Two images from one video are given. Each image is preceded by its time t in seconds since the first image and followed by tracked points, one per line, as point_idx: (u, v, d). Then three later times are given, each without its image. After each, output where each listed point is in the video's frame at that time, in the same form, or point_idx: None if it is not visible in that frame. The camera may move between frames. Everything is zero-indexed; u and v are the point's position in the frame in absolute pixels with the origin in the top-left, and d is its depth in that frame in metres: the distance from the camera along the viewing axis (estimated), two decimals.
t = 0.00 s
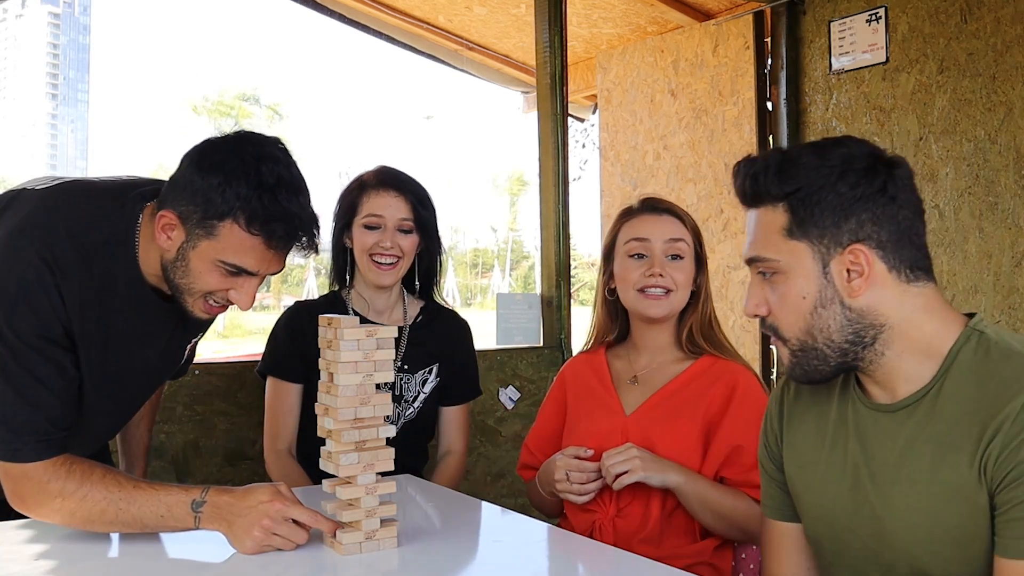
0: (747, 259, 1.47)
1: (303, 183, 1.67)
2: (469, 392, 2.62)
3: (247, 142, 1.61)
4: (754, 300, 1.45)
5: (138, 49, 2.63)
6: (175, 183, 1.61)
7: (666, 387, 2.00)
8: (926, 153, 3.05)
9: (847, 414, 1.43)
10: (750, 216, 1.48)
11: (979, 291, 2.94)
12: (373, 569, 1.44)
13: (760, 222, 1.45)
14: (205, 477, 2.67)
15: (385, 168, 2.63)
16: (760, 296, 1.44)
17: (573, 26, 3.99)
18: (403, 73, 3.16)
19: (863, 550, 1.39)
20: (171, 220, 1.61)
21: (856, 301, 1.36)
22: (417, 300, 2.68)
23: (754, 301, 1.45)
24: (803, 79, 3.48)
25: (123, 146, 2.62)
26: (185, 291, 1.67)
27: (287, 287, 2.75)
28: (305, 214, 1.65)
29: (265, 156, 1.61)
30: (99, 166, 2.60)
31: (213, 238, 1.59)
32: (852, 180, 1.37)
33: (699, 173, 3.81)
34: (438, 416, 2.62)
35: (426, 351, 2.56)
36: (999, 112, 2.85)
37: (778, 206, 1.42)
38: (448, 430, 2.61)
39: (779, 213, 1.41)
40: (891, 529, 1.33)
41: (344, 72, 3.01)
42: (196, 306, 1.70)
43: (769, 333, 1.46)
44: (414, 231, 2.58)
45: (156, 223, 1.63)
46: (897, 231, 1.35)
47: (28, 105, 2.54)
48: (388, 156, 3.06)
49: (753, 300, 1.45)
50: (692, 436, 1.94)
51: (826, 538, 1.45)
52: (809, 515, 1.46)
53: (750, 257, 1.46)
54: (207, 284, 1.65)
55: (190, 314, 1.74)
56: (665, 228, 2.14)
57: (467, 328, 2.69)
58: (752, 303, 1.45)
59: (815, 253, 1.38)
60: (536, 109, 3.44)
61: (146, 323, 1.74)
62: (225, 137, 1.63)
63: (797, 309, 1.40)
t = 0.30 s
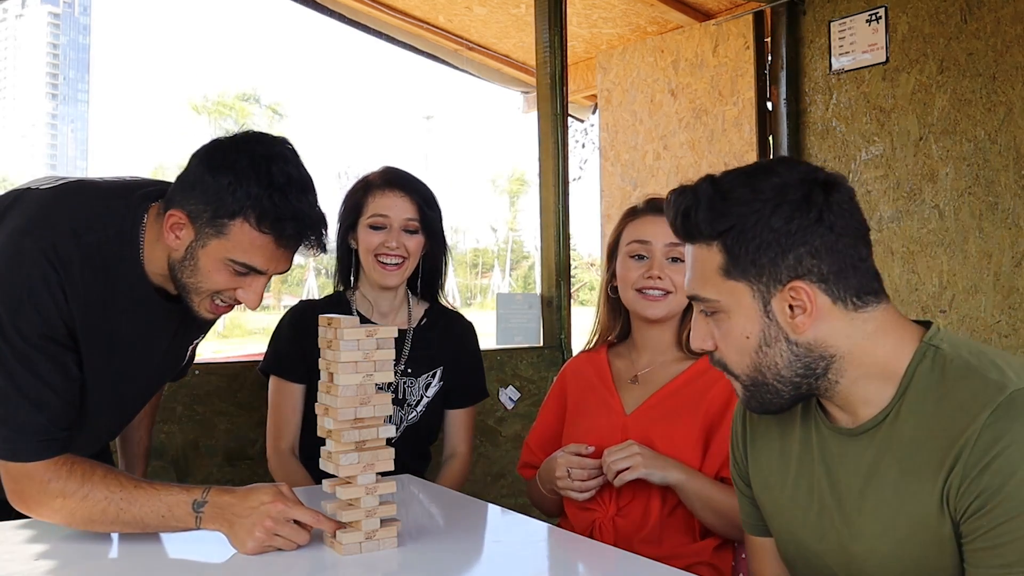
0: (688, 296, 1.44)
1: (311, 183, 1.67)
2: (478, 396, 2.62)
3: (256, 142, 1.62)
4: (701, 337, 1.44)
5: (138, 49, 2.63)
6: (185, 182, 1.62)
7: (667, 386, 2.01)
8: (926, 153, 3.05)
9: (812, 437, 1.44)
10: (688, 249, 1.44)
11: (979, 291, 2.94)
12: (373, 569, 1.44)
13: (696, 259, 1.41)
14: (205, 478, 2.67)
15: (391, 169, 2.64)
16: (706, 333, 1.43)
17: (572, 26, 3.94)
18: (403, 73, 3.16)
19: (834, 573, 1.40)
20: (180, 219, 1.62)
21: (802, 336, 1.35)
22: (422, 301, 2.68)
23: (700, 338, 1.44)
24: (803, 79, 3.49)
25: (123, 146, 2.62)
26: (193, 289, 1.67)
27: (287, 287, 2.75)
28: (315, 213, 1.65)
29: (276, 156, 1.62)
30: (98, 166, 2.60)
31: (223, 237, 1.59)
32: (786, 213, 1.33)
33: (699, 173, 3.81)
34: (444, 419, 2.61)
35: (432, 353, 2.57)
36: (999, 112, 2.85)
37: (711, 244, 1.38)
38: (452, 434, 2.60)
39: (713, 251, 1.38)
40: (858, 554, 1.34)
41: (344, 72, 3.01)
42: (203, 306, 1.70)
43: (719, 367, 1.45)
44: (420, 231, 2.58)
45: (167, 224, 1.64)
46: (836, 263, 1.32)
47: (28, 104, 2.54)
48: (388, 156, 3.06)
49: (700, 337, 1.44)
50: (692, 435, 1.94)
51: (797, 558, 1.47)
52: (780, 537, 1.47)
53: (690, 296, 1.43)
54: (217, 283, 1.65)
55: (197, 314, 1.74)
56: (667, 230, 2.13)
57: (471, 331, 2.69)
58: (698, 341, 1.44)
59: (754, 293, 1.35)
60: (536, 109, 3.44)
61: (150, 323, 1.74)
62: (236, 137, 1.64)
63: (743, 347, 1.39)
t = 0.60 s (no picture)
0: (700, 287, 1.44)
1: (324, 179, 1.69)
2: (478, 394, 2.62)
3: (273, 139, 1.65)
4: (712, 328, 1.43)
5: (138, 50, 2.63)
6: (202, 179, 1.63)
7: (665, 386, 2.01)
8: (926, 153, 3.05)
9: (820, 431, 1.43)
10: (701, 241, 1.45)
11: (979, 291, 2.94)
12: (373, 569, 1.44)
13: (710, 249, 1.42)
14: (204, 478, 2.66)
15: (396, 168, 2.64)
16: (717, 324, 1.43)
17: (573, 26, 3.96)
18: (403, 73, 3.16)
19: (839, 568, 1.40)
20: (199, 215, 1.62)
21: (814, 326, 1.35)
22: (425, 300, 2.68)
23: (711, 329, 1.44)
24: (803, 79, 3.49)
25: (123, 145, 2.62)
26: (211, 287, 1.66)
27: (287, 287, 2.76)
28: (332, 207, 1.68)
29: (294, 153, 1.64)
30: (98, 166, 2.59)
31: (244, 234, 1.60)
32: (799, 203, 1.34)
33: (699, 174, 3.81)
34: (444, 416, 2.60)
35: (434, 351, 2.57)
36: (999, 112, 2.85)
37: (725, 234, 1.39)
38: (450, 432, 2.60)
39: (726, 241, 1.39)
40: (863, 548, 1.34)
41: (344, 72, 3.01)
42: (219, 304, 1.69)
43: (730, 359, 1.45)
44: (424, 229, 2.59)
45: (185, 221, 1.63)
46: (849, 251, 1.33)
47: (28, 104, 2.54)
48: (388, 156, 3.05)
49: (711, 328, 1.43)
50: (691, 435, 1.94)
51: (803, 553, 1.46)
52: (786, 531, 1.47)
53: (702, 286, 1.43)
54: (235, 280, 1.65)
55: (212, 313, 1.73)
56: (664, 231, 2.13)
57: (473, 330, 2.69)
58: (709, 332, 1.43)
59: (766, 280, 1.36)
60: (536, 109, 3.44)
61: (155, 323, 1.73)
62: (252, 134, 1.66)
63: (755, 337, 1.38)
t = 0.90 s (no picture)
0: (780, 246, 1.46)
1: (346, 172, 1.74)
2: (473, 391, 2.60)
3: (299, 133, 1.69)
4: (786, 288, 1.44)
5: (138, 50, 2.63)
6: (231, 170, 1.67)
7: (665, 386, 2.01)
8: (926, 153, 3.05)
9: (871, 409, 1.43)
10: (781, 207, 1.49)
11: (979, 291, 2.94)
12: (373, 569, 1.44)
13: (793, 209, 1.45)
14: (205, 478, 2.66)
15: (399, 171, 2.64)
16: (792, 284, 1.44)
17: (574, 26, 4.05)
18: (404, 73, 3.16)
19: (883, 546, 1.39)
20: (225, 207, 1.65)
21: (887, 287, 1.36)
22: (427, 300, 2.68)
23: (785, 289, 1.45)
24: (803, 80, 3.46)
25: (124, 145, 2.62)
26: (239, 281, 1.70)
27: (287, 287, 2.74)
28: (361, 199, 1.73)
29: (322, 146, 1.69)
30: (99, 166, 2.59)
31: (274, 224, 1.64)
32: (885, 171, 1.38)
33: (699, 173, 3.82)
34: (439, 411, 2.58)
35: (433, 349, 2.57)
36: (999, 112, 2.85)
37: (811, 194, 1.42)
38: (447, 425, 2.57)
39: (812, 200, 1.42)
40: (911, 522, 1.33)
41: (345, 71, 3.01)
42: (250, 298, 1.72)
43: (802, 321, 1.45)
44: (427, 232, 2.59)
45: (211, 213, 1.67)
46: (928, 221, 1.35)
47: (28, 105, 2.54)
48: (389, 155, 3.06)
49: (785, 287, 1.44)
50: (691, 435, 1.95)
51: (844, 531, 1.45)
52: (831, 510, 1.46)
53: (783, 245, 1.45)
54: (264, 272, 1.69)
55: (241, 306, 1.76)
56: (661, 232, 2.13)
57: (471, 328, 2.70)
58: (783, 291, 1.45)
59: (849, 237, 1.38)
60: (536, 109, 3.44)
61: (163, 320, 1.74)
62: (277, 129, 1.70)
63: (831, 294, 1.39)
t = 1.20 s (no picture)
0: (860, 226, 1.51)
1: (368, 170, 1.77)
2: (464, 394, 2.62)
3: (321, 134, 1.72)
4: (866, 267, 1.49)
5: (138, 50, 2.63)
6: (258, 170, 1.71)
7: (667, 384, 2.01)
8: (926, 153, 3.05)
9: (919, 396, 1.49)
10: (853, 197, 1.56)
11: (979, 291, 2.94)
12: (373, 569, 1.44)
13: (872, 191, 1.51)
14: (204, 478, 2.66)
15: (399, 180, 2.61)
16: (873, 263, 1.48)
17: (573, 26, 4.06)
18: (403, 73, 3.16)
19: (923, 524, 1.42)
20: (257, 206, 1.69)
21: (969, 266, 1.43)
22: (422, 306, 2.67)
23: (865, 268, 1.49)
24: (803, 79, 3.46)
25: (124, 144, 2.61)
26: (266, 276, 1.72)
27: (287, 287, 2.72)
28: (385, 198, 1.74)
29: (346, 147, 1.72)
30: (99, 166, 2.60)
31: (302, 222, 1.67)
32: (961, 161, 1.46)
33: (699, 173, 3.82)
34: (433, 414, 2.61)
35: (428, 353, 2.58)
36: (999, 111, 2.85)
37: (899, 174, 1.48)
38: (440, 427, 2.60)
39: (900, 180, 1.48)
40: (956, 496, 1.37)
41: (345, 71, 3.01)
42: (274, 298, 1.74)
43: (876, 299, 1.49)
44: (423, 244, 2.57)
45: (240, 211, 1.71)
46: (1001, 212, 1.45)
47: (29, 106, 2.55)
48: (388, 155, 3.05)
49: (865, 265, 1.49)
50: (692, 434, 1.95)
51: (882, 513, 1.48)
52: (871, 491, 1.50)
53: (863, 225, 1.51)
54: (291, 270, 1.72)
55: (266, 308, 1.77)
56: (664, 235, 2.13)
57: (463, 330, 2.71)
58: (863, 270, 1.49)
59: (940, 213, 1.43)
60: (536, 109, 3.43)
61: (174, 319, 1.75)
62: (299, 131, 1.74)
63: (921, 265, 1.44)
